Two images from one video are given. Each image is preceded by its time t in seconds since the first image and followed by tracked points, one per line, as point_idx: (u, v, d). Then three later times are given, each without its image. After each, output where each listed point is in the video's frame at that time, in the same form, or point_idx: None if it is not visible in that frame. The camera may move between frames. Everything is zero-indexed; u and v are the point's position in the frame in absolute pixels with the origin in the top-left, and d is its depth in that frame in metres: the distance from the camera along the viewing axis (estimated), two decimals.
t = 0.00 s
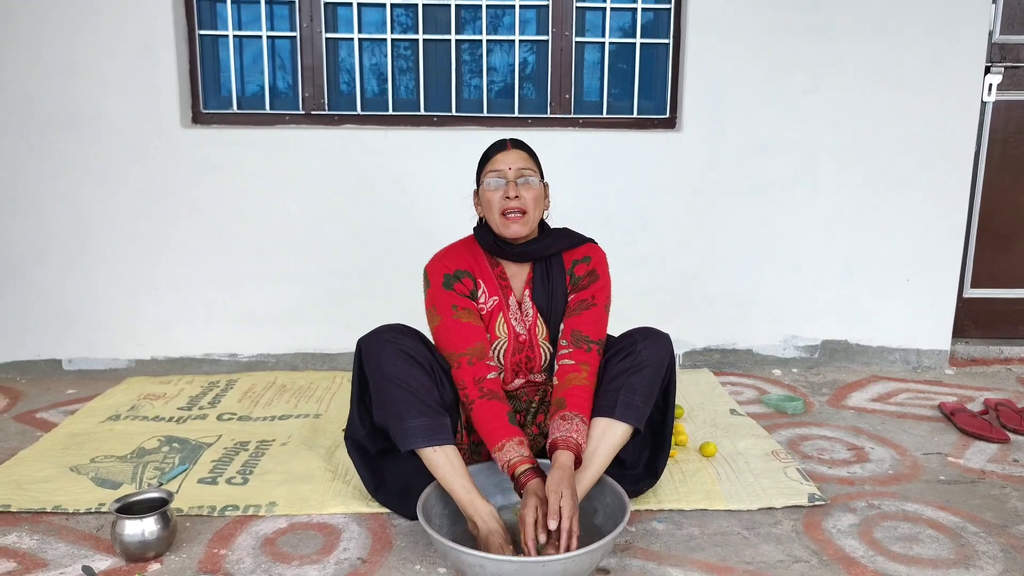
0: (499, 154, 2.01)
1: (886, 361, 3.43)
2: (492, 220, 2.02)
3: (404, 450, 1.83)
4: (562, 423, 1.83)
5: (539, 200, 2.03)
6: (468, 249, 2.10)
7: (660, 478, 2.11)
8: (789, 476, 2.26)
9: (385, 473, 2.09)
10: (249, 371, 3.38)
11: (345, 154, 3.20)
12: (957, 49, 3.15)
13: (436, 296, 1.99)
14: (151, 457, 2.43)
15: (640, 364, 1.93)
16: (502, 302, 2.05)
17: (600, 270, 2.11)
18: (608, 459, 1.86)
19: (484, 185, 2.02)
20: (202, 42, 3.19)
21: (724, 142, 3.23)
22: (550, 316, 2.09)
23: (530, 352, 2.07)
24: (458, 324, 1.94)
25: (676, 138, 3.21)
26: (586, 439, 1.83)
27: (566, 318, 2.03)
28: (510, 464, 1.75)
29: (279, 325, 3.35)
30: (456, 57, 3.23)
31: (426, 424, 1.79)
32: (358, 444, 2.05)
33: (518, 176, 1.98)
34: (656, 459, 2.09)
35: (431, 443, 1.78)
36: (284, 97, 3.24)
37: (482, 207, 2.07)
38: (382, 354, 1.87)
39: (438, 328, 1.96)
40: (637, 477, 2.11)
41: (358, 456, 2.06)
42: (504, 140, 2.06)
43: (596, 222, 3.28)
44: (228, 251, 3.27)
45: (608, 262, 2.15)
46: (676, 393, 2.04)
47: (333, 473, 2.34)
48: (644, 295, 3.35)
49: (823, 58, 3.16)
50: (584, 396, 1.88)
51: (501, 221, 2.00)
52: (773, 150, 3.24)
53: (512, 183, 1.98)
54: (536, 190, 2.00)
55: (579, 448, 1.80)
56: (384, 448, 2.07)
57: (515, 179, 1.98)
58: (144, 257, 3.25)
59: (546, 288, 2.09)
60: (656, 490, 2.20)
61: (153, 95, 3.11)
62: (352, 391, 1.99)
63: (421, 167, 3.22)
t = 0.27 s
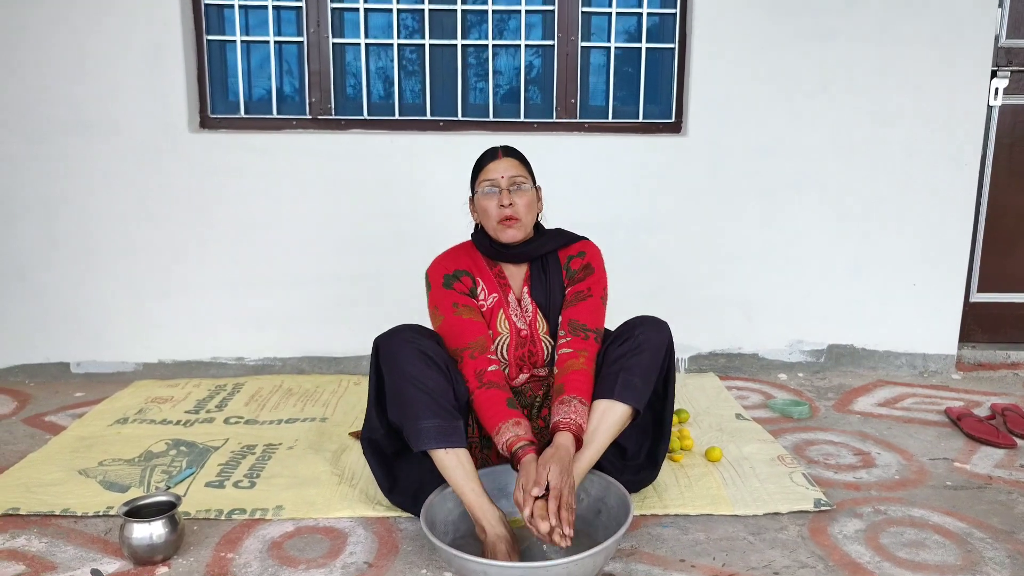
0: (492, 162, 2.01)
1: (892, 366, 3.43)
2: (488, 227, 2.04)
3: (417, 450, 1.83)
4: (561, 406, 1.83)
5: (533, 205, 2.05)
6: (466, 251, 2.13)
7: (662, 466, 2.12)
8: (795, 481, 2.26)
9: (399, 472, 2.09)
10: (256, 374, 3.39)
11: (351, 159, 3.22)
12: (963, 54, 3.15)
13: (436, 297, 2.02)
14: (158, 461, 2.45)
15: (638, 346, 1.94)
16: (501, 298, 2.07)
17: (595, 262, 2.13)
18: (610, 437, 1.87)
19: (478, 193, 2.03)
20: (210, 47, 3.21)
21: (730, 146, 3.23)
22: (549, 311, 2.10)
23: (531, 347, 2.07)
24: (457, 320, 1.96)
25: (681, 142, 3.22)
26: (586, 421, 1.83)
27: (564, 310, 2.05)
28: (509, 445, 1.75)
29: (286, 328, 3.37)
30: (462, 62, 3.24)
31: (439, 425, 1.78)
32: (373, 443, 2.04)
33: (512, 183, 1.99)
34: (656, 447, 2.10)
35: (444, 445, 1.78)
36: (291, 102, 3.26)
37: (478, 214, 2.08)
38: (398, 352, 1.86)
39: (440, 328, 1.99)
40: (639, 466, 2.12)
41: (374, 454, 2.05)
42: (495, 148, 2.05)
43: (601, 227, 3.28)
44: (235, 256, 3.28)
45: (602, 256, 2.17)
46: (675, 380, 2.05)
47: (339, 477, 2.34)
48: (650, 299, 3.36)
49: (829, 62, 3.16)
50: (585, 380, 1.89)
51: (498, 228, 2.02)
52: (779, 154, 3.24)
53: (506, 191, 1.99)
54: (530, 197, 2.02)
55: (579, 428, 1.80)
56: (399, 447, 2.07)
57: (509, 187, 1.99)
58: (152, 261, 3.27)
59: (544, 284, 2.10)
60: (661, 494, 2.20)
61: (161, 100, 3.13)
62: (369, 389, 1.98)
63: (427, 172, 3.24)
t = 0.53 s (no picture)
0: (483, 180, 1.96)
1: (895, 368, 3.42)
2: (483, 242, 2.04)
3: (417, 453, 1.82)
4: (562, 387, 1.83)
5: (525, 218, 2.03)
6: (461, 248, 2.13)
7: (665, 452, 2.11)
8: (797, 484, 2.25)
9: (399, 476, 2.09)
10: (259, 374, 3.40)
11: (355, 160, 3.22)
12: (968, 56, 3.14)
13: (432, 293, 2.02)
14: (161, 461, 2.45)
15: (637, 323, 1.98)
16: (496, 295, 2.07)
17: (590, 259, 2.13)
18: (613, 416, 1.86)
19: (471, 210, 2.01)
20: (214, 47, 3.22)
21: (733, 148, 3.23)
22: (544, 309, 2.10)
23: (527, 343, 2.08)
24: (452, 315, 1.96)
25: (684, 144, 3.22)
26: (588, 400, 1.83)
27: (559, 304, 2.05)
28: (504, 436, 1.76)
29: (288, 329, 3.37)
30: (466, 63, 3.24)
31: (438, 428, 1.77)
32: (373, 447, 2.04)
33: (504, 203, 1.97)
34: (658, 435, 2.10)
35: (443, 448, 1.77)
36: (295, 103, 3.26)
37: (471, 227, 2.06)
38: (397, 357, 1.86)
39: (435, 324, 1.99)
40: (642, 454, 2.11)
41: (374, 460, 2.05)
42: (485, 160, 1.98)
43: (604, 228, 3.28)
44: (238, 255, 3.29)
45: (595, 252, 2.16)
46: (674, 367, 2.06)
47: (341, 477, 2.35)
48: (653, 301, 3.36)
49: (833, 65, 3.16)
50: (586, 363, 1.88)
51: (492, 245, 2.02)
52: (782, 157, 3.24)
53: (498, 211, 1.97)
54: (522, 214, 2.00)
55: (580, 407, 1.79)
56: (399, 450, 2.06)
57: (501, 207, 1.97)
58: (155, 261, 3.27)
59: (539, 282, 2.11)
60: (663, 496, 2.20)
61: (165, 100, 3.14)
62: (367, 395, 1.98)
63: (430, 173, 3.24)
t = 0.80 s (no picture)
0: (477, 183, 1.94)
1: (900, 370, 3.41)
2: (478, 243, 2.04)
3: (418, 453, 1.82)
4: (568, 376, 1.81)
5: (520, 218, 2.03)
6: (458, 251, 2.13)
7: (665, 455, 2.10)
8: (800, 485, 2.25)
9: (401, 476, 2.09)
10: (262, 374, 3.40)
11: (358, 160, 3.22)
12: (974, 57, 3.13)
13: (430, 297, 2.03)
14: (164, 460, 2.46)
15: (639, 322, 1.98)
16: (495, 295, 2.07)
17: (587, 256, 2.12)
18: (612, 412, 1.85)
19: (465, 212, 1.99)
20: (218, 48, 3.22)
21: (737, 149, 3.22)
22: (544, 308, 2.10)
23: (527, 342, 2.08)
24: (451, 317, 1.97)
25: (688, 145, 3.21)
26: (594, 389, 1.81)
27: (558, 303, 2.05)
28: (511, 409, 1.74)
29: (292, 328, 3.38)
30: (470, 63, 3.24)
31: (438, 429, 1.77)
32: (375, 448, 2.04)
33: (499, 206, 1.95)
34: (659, 438, 2.10)
35: (444, 449, 1.77)
36: (299, 103, 3.27)
37: (466, 228, 2.05)
38: (398, 357, 1.86)
39: (434, 326, 1.99)
40: (643, 456, 2.10)
41: (376, 459, 2.06)
42: (478, 163, 1.96)
43: (607, 229, 3.28)
44: (242, 255, 3.29)
45: (592, 249, 2.16)
46: (678, 372, 2.04)
47: (343, 478, 2.35)
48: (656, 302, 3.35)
49: (837, 65, 3.15)
50: (588, 355, 1.88)
51: (487, 247, 2.01)
52: (786, 158, 3.23)
53: (494, 214, 1.95)
54: (517, 215, 1.99)
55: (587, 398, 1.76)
56: (401, 450, 2.07)
57: (496, 210, 1.95)
58: (159, 260, 3.28)
59: (538, 281, 2.11)
60: (665, 498, 2.20)
61: (169, 101, 3.14)
62: (370, 394, 1.99)
63: (433, 174, 3.24)
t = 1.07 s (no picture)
0: (470, 190, 1.92)
1: (902, 373, 3.40)
2: (476, 248, 2.03)
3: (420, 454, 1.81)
4: (565, 379, 1.82)
5: (516, 222, 2.01)
6: (459, 252, 2.13)
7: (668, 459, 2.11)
8: (802, 489, 2.24)
9: (403, 479, 2.09)
10: (264, 375, 3.40)
11: (361, 161, 3.22)
12: (978, 60, 3.12)
13: (431, 298, 2.03)
14: (165, 461, 2.46)
15: (645, 324, 1.99)
16: (496, 297, 2.07)
17: (589, 260, 2.11)
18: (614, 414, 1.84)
19: (461, 218, 1.98)
20: (221, 48, 3.23)
21: (740, 151, 3.21)
22: (546, 312, 2.10)
23: (529, 345, 2.09)
24: (452, 319, 1.97)
25: (691, 147, 3.21)
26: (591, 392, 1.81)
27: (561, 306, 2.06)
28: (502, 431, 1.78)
29: (294, 329, 3.38)
30: (473, 64, 3.24)
31: (442, 429, 1.75)
32: (378, 449, 2.04)
33: (493, 211, 1.93)
34: (662, 442, 2.10)
35: (446, 450, 1.75)
36: (302, 104, 3.27)
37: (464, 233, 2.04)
38: (403, 357, 1.86)
39: (435, 328, 2.00)
40: (646, 460, 2.10)
41: (379, 461, 2.06)
42: (472, 168, 1.94)
43: (609, 231, 3.27)
44: (244, 255, 3.30)
45: (593, 253, 2.15)
46: (681, 375, 2.06)
47: (344, 479, 2.35)
48: (658, 304, 3.35)
49: (841, 68, 3.14)
50: (590, 361, 1.87)
51: (485, 252, 2.01)
52: (789, 160, 3.22)
53: (488, 220, 1.94)
54: (513, 220, 1.97)
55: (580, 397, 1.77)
56: (404, 452, 2.06)
57: (490, 215, 1.94)
58: (161, 260, 3.28)
59: (539, 283, 2.10)
60: (666, 501, 2.19)
61: (173, 101, 3.15)
62: (374, 396, 1.98)
63: (436, 175, 3.24)
